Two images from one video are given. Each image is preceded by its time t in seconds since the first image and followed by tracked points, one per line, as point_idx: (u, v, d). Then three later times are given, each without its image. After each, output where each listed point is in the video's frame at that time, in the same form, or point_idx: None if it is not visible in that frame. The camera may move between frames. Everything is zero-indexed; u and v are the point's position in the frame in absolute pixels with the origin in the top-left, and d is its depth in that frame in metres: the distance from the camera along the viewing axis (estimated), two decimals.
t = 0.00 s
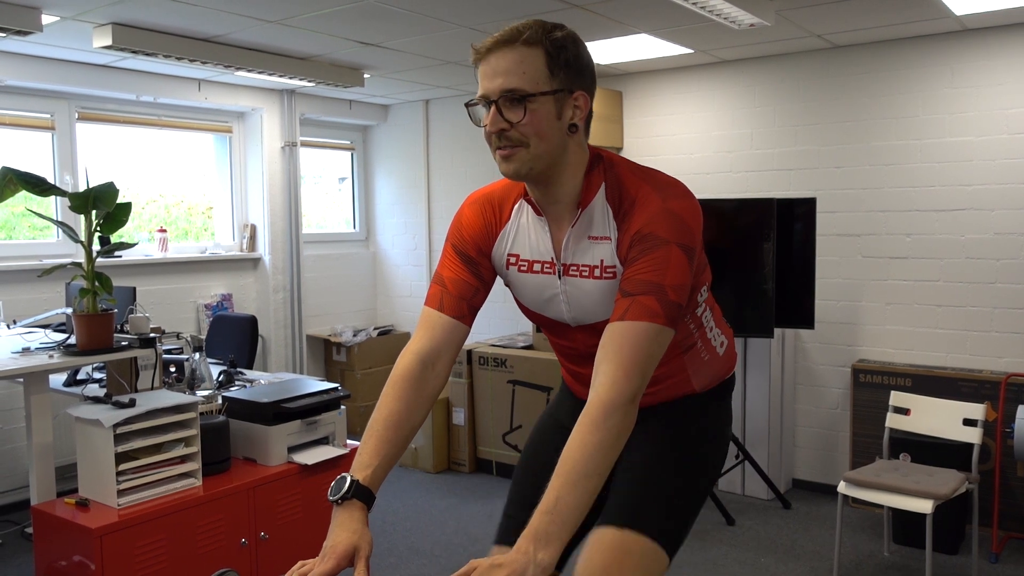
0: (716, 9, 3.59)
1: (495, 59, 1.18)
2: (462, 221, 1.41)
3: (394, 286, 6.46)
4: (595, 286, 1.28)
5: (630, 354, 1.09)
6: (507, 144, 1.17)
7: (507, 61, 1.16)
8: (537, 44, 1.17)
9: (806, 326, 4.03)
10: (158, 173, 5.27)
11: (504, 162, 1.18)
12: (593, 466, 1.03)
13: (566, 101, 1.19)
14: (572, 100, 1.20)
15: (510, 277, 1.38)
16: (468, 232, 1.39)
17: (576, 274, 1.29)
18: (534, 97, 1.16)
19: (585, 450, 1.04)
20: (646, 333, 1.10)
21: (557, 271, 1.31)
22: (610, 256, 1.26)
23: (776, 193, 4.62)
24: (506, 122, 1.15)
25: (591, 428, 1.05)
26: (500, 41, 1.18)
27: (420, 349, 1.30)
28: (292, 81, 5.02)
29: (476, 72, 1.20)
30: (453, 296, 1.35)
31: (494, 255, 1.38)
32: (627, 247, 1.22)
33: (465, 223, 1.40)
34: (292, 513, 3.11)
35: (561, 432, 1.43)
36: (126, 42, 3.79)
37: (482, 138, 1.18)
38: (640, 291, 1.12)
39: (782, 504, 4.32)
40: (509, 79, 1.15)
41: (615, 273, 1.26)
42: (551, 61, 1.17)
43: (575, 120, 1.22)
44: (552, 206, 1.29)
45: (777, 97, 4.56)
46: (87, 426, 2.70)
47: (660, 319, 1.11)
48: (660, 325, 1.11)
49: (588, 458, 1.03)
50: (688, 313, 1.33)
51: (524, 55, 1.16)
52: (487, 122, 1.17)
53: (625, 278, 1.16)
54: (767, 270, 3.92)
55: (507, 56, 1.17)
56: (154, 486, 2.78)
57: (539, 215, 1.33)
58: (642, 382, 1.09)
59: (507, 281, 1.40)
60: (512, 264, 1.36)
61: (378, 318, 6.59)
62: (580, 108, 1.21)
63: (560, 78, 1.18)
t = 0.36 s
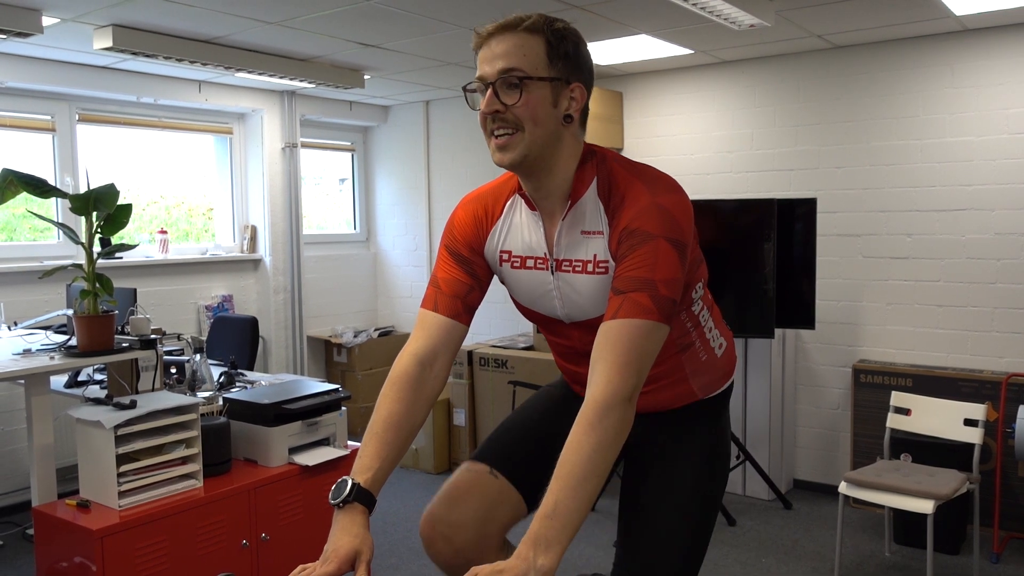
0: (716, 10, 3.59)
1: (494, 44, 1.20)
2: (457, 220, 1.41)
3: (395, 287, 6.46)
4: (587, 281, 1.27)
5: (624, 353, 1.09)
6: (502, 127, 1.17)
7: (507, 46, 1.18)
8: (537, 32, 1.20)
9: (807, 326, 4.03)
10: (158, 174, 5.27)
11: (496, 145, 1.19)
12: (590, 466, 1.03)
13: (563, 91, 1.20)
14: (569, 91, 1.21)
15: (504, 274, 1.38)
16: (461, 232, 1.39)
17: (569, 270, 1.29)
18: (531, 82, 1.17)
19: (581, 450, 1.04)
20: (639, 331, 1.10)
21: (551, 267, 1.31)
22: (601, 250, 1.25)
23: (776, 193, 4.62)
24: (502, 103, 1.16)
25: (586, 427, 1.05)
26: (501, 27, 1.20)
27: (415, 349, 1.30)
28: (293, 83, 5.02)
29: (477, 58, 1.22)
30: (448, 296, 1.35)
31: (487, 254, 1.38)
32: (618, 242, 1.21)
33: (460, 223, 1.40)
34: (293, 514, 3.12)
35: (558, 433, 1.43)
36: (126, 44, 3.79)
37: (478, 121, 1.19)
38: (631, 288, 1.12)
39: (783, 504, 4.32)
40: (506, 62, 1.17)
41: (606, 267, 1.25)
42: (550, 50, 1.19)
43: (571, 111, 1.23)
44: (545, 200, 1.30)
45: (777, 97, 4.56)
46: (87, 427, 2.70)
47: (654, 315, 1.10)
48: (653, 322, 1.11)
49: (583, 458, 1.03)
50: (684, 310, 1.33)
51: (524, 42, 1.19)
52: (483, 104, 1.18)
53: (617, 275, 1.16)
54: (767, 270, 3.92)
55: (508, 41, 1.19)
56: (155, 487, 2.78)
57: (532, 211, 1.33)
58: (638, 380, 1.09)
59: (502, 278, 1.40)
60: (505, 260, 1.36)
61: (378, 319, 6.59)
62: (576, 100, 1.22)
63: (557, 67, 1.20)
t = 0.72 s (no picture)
0: (717, 9, 3.59)
1: (505, 42, 1.19)
2: (457, 216, 1.41)
3: (395, 287, 6.46)
4: (591, 278, 1.27)
5: (625, 351, 1.09)
6: (514, 127, 1.18)
7: (518, 44, 1.18)
8: (548, 30, 1.19)
9: (808, 326, 4.03)
10: (159, 174, 5.27)
11: (509, 146, 1.19)
12: (587, 464, 1.03)
13: (574, 90, 1.20)
14: (580, 89, 1.21)
15: (506, 271, 1.38)
16: (461, 227, 1.39)
17: (573, 266, 1.28)
18: (544, 81, 1.17)
19: (581, 447, 1.04)
20: (646, 329, 1.10)
21: (555, 263, 1.30)
22: (607, 247, 1.25)
23: (776, 193, 4.62)
24: (514, 103, 1.16)
25: (585, 426, 1.05)
26: (511, 24, 1.20)
27: (413, 347, 1.30)
28: (293, 82, 5.03)
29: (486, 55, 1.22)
30: (447, 292, 1.35)
31: (489, 250, 1.38)
32: (625, 240, 1.22)
33: (461, 218, 1.40)
34: (294, 514, 3.12)
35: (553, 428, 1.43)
36: (126, 43, 3.79)
37: (489, 120, 1.19)
38: (638, 286, 1.12)
39: (783, 503, 4.31)
40: (518, 61, 1.17)
41: (612, 265, 1.25)
42: (561, 48, 1.19)
43: (582, 109, 1.23)
44: (552, 197, 1.30)
45: (778, 97, 4.56)
46: (88, 426, 2.70)
47: (659, 313, 1.10)
48: (659, 320, 1.11)
49: (583, 456, 1.03)
50: (686, 307, 1.33)
51: (535, 40, 1.18)
52: (495, 103, 1.18)
53: (623, 273, 1.16)
54: (768, 270, 3.92)
55: (519, 40, 1.18)
56: (156, 487, 2.78)
57: (538, 205, 1.33)
58: (639, 379, 1.09)
59: (503, 276, 1.40)
60: (507, 257, 1.36)
61: (379, 318, 6.59)
62: (587, 97, 1.22)
63: (569, 65, 1.19)
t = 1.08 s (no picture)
0: (718, 8, 3.59)
1: (465, 65, 1.17)
2: (446, 222, 1.41)
3: (395, 286, 6.46)
4: (581, 282, 1.27)
5: (619, 355, 1.08)
6: (486, 151, 1.17)
7: (478, 66, 1.15)
8: (506, 46, 1.16)
9: (808, 325, 4.03)
10: (159, 174, 5.27)
11: (485, 168, 1.19)
12: (587, 468, 1.03)
13: (541, 100, 1.19)
14: (548, 98, 1.20)
15: (497, 277, 1.37)
16: (451, 233, 1.39)
17: (562, 271, 1.28)
18: (509, 100, 1.15)
19: (579, 452, 1.04)
20: (635, 332, 1.09)
21: (543, 269, 1.30)
22: (595, 251, 1.25)
23: (776, 192, 4.62)
24: (483, 127, 1.15)
25: (586, 431, 1.05)
26: (468, 46, 1.17)
27: (406, 351, 1.30)
28: (293, 82, 5.03)
29: (449, 78, 1.19)
30: (439, 298, 1.35)
31: (478, 255, 1.37)
32: (613, 242, 1.21)
33: (450, 224, 1.40)
34: (294, 513, 3.12)
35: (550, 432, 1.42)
36: (126, 42, 3.79)
37: (462, 145, 1.18)
38: (628, 288, 1.12)
39: (784, 503, 4.31)
40: (480, 85, 1.15)
41: (601, 268, 1.25)
42: (523, 62, 1.17)
43: (553, 117, 1.22)
44: (535, 205, 1.29)
45: (778, 96, 4.56)
46: (88, 426, 2.70)
47: (650, 314, 1.10)
48: (650, 321, 1.10)
49: (582, 460, 1.03)
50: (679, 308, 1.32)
51: (495, 59, 1.15)
52: (464, 129, 1.16)
53: (613, 276, 1.16)
54: (768, 269, 3.92)
55: (478, 61, 1.15)
56: (156, 487, 2.77)
57: (521, 214, 1.32)
58: (637, 382, 1.09)
59: (493, 281, 1.39)
60: (496, 264, 1.36)
61: (379, 318, 6.59)
62: (557, 105, 1.21)
63: (533, 78, 1.17)
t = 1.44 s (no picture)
0: (718, 8, 3.58)
1: (480, 65, 1.16)
2: (452, 220, 1.40)
3: (395, 286, 6.46)
4: (589, 285, 1.27)
5: (628, 358, 1.08)
6: (499, 152, 1.17)
7: (493, 67, 1.15)
8: (522, 46, 1.16)
9: (808, 326, 4.03)
10: (159, 173, 5.27)
11: (497, 170, 1.19)
12: (592, 471, 1.02)
13: (556, 102, 1.18)
14: (562, 100, 1.19)
15: (504, 277, 1.37)
16: (457, 232, 1.38)
17: (570, 273, 1.28)
18: (523, 103, 1.15)
19: (586, 455, 1.03)
20: (645, 335, 1.09)
21: (552, 271, 1.30)
22: (604, 254, 1.25)
23: (777, 192, 4.62)
24: (496, 128, 1.15)
25: (591, 433, 1.05)
26: (484, 45, 1.16)
27: (411, 352, 1.30)
28: (293, 81, 5.02)
29: (463, 77, 1.19)
30: (444, 298, 1.35)
31: (484, 254, 1.37)
32: (622, 246, 1.21)
33: (456, 222, 1.39)
34: (294, 513, 3.11)
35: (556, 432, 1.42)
36: (127, 41, 3.78)
37: (474, 145, 1.18)
38: (638, 292, 1.12)
39: (783, 503, 4.31)
40: (495, 86, 1.14)
41: (610, 271, 1.25)
42: (538, 64, 1.16)
43: (566, 119, 1.21)
44: (546, 206, 1.29)
45: (778, 96, 4.56)
46: (87, 425, 2.70)
47: (659, 319, 1.10)
48: (659, 325, 1.10)
49: (588, 463, 1.03)
50: (686, 311, 1.32)
51: (510, 59, 1.15)
52: (476, 130, 1.16)
53: (621, 278, 1.16)
54: (768, 269, 3.92)
55: (493, 61, 1.15)
56: (155, 486, 2.77)
57: (531, 215, 1.32)
58: (643, 385, 1.09)
59: (500, 281, 1.39)
60: (505, 263, 1.36)
61: (378, 317, 6.59)
62: (571, 107, 1.20)
63: (547, 80, 1.17)
